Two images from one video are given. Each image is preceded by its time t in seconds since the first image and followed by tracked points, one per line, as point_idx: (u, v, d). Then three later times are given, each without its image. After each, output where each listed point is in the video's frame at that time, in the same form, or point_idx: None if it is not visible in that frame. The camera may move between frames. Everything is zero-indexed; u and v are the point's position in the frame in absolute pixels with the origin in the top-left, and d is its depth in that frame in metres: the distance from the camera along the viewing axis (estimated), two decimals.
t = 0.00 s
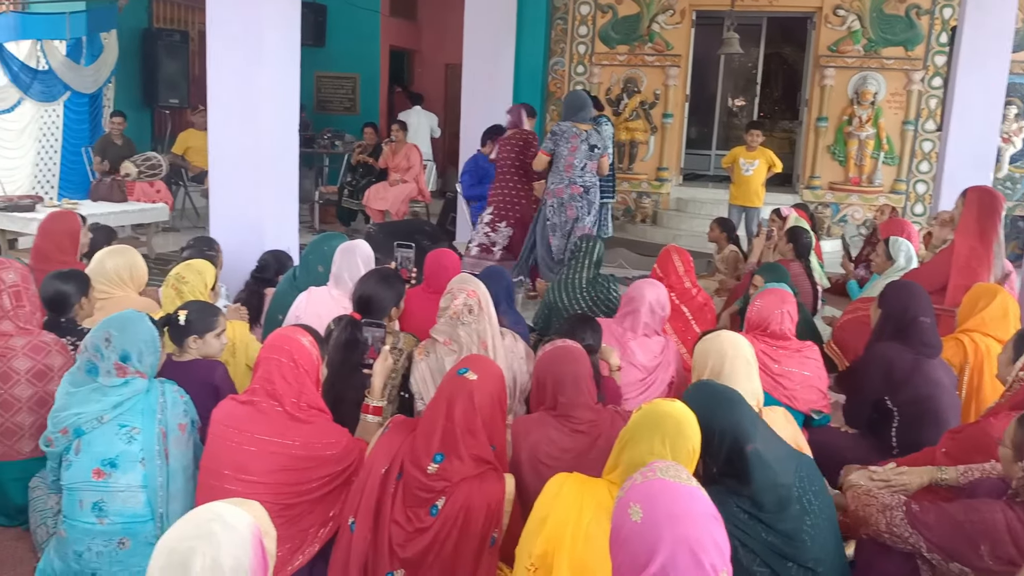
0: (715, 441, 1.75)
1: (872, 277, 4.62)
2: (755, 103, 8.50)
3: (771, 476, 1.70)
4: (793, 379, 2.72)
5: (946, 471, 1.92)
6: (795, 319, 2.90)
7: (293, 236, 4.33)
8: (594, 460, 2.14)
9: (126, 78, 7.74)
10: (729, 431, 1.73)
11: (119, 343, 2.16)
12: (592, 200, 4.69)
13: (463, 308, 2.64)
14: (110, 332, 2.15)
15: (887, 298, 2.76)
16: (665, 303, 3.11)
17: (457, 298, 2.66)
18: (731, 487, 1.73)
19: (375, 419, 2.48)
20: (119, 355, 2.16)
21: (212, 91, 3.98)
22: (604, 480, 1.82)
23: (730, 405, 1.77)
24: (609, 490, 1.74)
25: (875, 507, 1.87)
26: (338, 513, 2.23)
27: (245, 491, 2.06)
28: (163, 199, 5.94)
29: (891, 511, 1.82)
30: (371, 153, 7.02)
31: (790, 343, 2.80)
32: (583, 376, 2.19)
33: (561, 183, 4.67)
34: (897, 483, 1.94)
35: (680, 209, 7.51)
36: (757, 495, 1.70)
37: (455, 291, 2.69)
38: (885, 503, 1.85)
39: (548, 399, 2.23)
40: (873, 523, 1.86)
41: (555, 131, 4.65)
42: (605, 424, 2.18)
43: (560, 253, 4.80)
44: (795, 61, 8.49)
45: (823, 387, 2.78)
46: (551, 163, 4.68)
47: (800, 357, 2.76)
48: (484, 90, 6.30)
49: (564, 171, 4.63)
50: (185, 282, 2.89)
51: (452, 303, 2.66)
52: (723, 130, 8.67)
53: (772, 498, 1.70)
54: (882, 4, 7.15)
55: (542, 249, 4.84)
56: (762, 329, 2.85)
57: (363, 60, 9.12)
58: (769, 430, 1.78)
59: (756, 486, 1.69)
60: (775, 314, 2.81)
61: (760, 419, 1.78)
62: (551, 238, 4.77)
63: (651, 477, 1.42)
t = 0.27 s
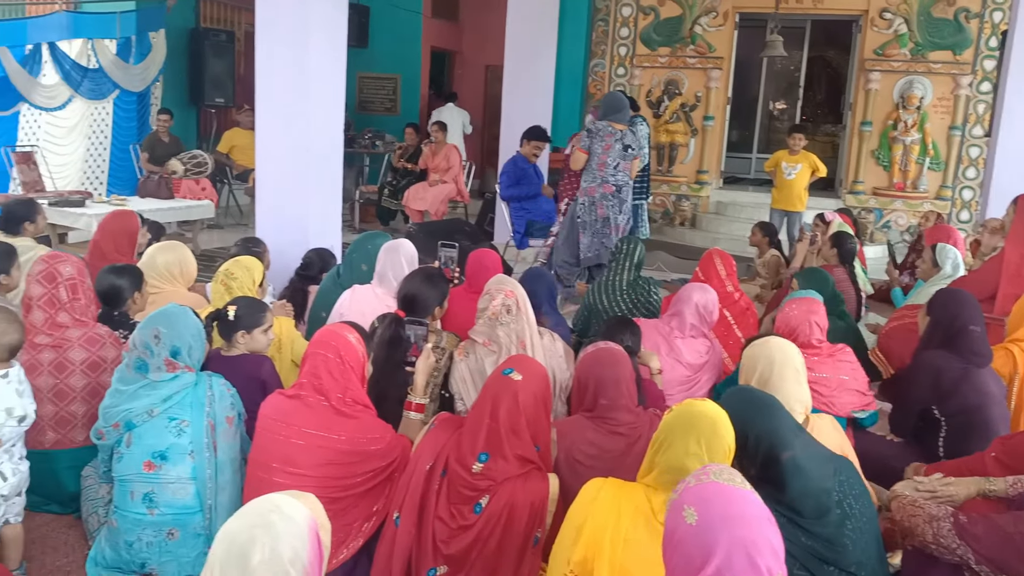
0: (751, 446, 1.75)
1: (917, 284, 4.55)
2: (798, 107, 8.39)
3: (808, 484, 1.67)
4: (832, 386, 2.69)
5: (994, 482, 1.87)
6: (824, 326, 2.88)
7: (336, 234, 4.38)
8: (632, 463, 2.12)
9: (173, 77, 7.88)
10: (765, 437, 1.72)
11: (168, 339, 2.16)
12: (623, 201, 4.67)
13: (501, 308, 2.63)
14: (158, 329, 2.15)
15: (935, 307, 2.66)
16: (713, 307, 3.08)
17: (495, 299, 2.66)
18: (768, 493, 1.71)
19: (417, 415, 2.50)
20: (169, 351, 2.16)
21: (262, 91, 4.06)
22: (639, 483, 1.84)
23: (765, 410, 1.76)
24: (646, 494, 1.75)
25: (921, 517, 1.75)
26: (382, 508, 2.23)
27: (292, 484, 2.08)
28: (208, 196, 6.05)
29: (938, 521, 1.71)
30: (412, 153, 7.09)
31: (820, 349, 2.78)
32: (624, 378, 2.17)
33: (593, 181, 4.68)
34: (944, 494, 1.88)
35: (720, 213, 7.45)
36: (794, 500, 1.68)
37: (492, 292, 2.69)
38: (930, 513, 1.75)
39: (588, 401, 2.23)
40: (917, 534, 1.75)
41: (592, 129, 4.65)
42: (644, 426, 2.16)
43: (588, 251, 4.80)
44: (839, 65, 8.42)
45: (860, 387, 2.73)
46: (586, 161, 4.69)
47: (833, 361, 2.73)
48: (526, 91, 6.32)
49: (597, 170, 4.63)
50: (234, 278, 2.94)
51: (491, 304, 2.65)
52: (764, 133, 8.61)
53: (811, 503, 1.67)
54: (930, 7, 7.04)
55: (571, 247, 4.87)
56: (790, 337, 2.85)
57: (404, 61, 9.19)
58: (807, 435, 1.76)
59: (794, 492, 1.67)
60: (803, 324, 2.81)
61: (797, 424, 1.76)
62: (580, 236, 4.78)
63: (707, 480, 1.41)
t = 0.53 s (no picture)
0: (804, 454, 1.73)
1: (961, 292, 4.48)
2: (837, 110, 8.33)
3: (861, 497, 1.65)
4: (869, 389, 2.65)
5: None
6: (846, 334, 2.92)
7: (375, 234, 4.41)
8: (673, 471, 2.11)
9: (215, 77, 7.99)
10: (820, 446, 1.70)
11: (214, 338, 2.16)
12: (649, 202, 4.66)
13: (539, 312, 2.62)
14: (204, 328, 2.15)
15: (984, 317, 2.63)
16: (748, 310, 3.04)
17: (533, 302, 2.64)
18: (818, 502, 1.69)
19: (456, 417, 2.48)
20: (215, 350, 2.17)
21: (303, 93, 4.10)
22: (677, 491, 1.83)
23: (824, 419, 1.74)
24: (684, 503, 1.75)
25: (976, 527, 1.74)
26: (421, 508, 2.23)
27: (334, 482, 2.10)
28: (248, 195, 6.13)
29: (994, 531, 1.70)
30: (448, 155, 7.13)
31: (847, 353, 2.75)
32: (666, 387, 2.16)
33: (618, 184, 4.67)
34: (996, 506, 1.86)
35: (757, 217, 7.39)
36: (845, 512, 1.65)
37: (530, 295, 2.67)
38: (986, 523, 1.73)
39: (629, 408, 2.22)
40: (970, 543, 1.73)
41: (617, 132, 4.65)
42: (686, 436, 2.15)
43: (615, 253, 4.79)
44: (879, 68, 8.33)
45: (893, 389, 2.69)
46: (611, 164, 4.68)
47: (860, 365, 2.68)
48: (563, 93, 6.32)
49: (622, 173, 4.62)
50: (277, 277, 2.98)
51: (529, 307, 2.64)
52: (802, 137, 8.53)
53: (861, 516, 1.64)
54: (975, 11, 6.93)
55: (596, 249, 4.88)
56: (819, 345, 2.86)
57: (441, 63, 9.24)
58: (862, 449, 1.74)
59: (845, 504, 1.65)
60: (828, 332, 2.83)
61: (853, 437, 1.74)
62: (606, 238, 4.77)
63: (752, 493, 1.40)
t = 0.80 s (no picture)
0: (853, 458, 1.68)
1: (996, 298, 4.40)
2: (868, 113, 8.26)
3: (908, 507, 1.61)
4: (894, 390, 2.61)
5: None
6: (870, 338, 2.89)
7: (403, 234, 4.43)
8: (703, 476, 2.11)
9: (246, 78, 8.08)
10: (870, 450, 1.66)
11: (247, 337, 2.17)
12: (652, 202, 4.77)
13: (569, 313, 2.60)
14: (237, 327, 2.16)
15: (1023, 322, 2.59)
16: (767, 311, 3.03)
17: (563, 304, 2.63)
18: (862, 509, 1.65)
19: (485, 417, 2.48)
20: (249, 348, 2.17)
21: (335, 93, 4.13)
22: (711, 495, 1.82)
23: (878, 424, 1.68)
24: (718, 507, 1.73)
25: None
26: (451, 508, 2.25)
27: (365, 482, 2.10)
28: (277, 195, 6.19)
29: None
30: (475, 156, 7.14)
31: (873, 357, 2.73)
32: (696, 393, 2.14)
33: (621, 184, 4.81)
34: None
35: (787, 220, 7.33)
36: (890, 521, 1.61)
37: (561, 297, 2.66)
38: None
39: (657, 415, 2.20)
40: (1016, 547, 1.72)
41: (619, 134, 4.79)
42: (715, 441, 2.14)
43: (621, 252, 4.93)
44: (912, 71, 8.24)
45: (916, 387, 2.67)
46: (613, 166, 4.84)
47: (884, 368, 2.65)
48: (591, 94, 6.31)
49: (624, 173, 4.76)
50: (308, 277, 3.00)
51: (559, 308, 2.63)
52: (833, 139, 8.44)
53: (907, 527, 1.60)
54: (1011, 12, 6.83)
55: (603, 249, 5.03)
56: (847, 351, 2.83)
57: (470, 64, 9.26)
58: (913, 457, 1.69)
59: (891, 513, 1.61)
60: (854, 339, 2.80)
61: (905, 444, 1.69)
62: (611, 237, 4.93)
63: (779, 500, 1.39)
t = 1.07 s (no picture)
0: (877, 461, 1.69)
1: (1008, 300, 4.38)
2: (878, 114, 8.24)
3: (928, 512, 1.60)
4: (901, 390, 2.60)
5: None
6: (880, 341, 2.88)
7: (412, 235, 4.44)
8: (710, 479, 2.11)
9: (256, 79, 8.11)
10: (895, 453, 1.66)
11: (257, 338, 2.18)
12: (639, 199, 4.78)
13: (580, 315, 2.62)
14: (248, 328, 2.17)
15: None
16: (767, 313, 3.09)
17: (573, 305, 2.65)
18: (882, 514, 1.65)
19: (495, 419, 2.48)
20: (259, 349, 2.18)
21: (345, 95, 4.15)
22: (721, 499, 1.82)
23: (905, 428, 1.69)
24: (729, 510, 1.73)
25: None
26: (460, 510, 2.26)
27: (375, 483, 2.11)
28: (287, 196, 6.22)
29: None
30: (484, 157, 7.15)
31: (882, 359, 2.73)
32: (701, 396, 2.14)
33: (609, 179, 4.81)
34: None
35: (796, 221, 7.32)
36: (909, 527, 1.61)
37: (571, 298, 2.68)
38: None
39: (662, 418, 2.20)
40: None
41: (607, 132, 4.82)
42: (721, 443, 2.15)
43: (604, 247, 4.89)
44: (922, 72, 8.21)
45: (926, 390, 2.66)
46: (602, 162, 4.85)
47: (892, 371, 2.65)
48: (600, 96, 6.31)
49: (613, 169, 4.77)
50: (318, 278, 3.02)
51: (570, 310, 2.64)
52: (842, 141, 8.42)
53: (926, 534, 1.59)
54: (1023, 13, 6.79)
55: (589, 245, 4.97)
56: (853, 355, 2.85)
57: (479, 66, 9.26)
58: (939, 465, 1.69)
59: (911, 517, 1.61)
60: (863, 342, 2.80)
61: (932, 451, 1.69)
62: (596, 232, 4.89)
63: (792, 503, 1.39)
